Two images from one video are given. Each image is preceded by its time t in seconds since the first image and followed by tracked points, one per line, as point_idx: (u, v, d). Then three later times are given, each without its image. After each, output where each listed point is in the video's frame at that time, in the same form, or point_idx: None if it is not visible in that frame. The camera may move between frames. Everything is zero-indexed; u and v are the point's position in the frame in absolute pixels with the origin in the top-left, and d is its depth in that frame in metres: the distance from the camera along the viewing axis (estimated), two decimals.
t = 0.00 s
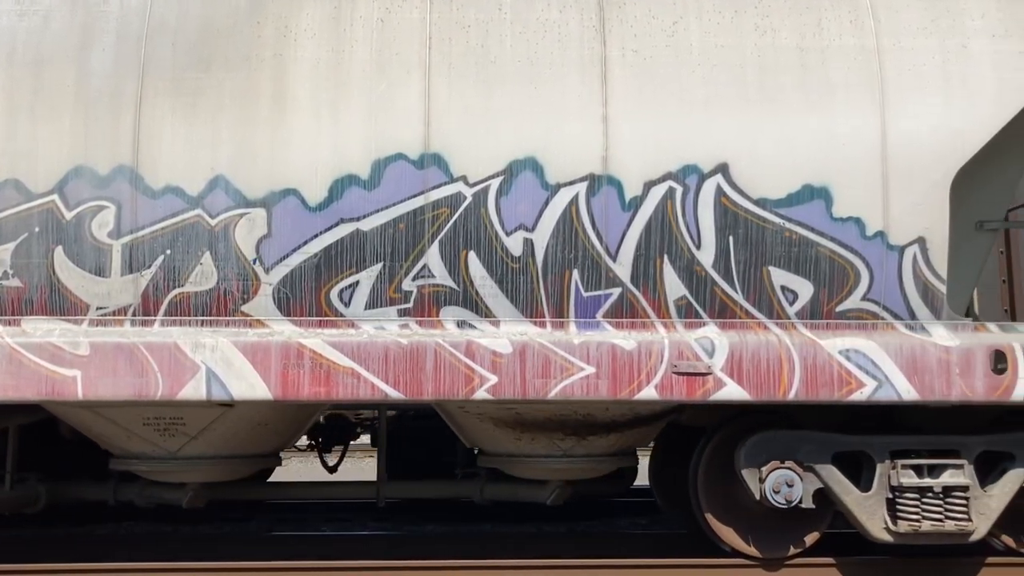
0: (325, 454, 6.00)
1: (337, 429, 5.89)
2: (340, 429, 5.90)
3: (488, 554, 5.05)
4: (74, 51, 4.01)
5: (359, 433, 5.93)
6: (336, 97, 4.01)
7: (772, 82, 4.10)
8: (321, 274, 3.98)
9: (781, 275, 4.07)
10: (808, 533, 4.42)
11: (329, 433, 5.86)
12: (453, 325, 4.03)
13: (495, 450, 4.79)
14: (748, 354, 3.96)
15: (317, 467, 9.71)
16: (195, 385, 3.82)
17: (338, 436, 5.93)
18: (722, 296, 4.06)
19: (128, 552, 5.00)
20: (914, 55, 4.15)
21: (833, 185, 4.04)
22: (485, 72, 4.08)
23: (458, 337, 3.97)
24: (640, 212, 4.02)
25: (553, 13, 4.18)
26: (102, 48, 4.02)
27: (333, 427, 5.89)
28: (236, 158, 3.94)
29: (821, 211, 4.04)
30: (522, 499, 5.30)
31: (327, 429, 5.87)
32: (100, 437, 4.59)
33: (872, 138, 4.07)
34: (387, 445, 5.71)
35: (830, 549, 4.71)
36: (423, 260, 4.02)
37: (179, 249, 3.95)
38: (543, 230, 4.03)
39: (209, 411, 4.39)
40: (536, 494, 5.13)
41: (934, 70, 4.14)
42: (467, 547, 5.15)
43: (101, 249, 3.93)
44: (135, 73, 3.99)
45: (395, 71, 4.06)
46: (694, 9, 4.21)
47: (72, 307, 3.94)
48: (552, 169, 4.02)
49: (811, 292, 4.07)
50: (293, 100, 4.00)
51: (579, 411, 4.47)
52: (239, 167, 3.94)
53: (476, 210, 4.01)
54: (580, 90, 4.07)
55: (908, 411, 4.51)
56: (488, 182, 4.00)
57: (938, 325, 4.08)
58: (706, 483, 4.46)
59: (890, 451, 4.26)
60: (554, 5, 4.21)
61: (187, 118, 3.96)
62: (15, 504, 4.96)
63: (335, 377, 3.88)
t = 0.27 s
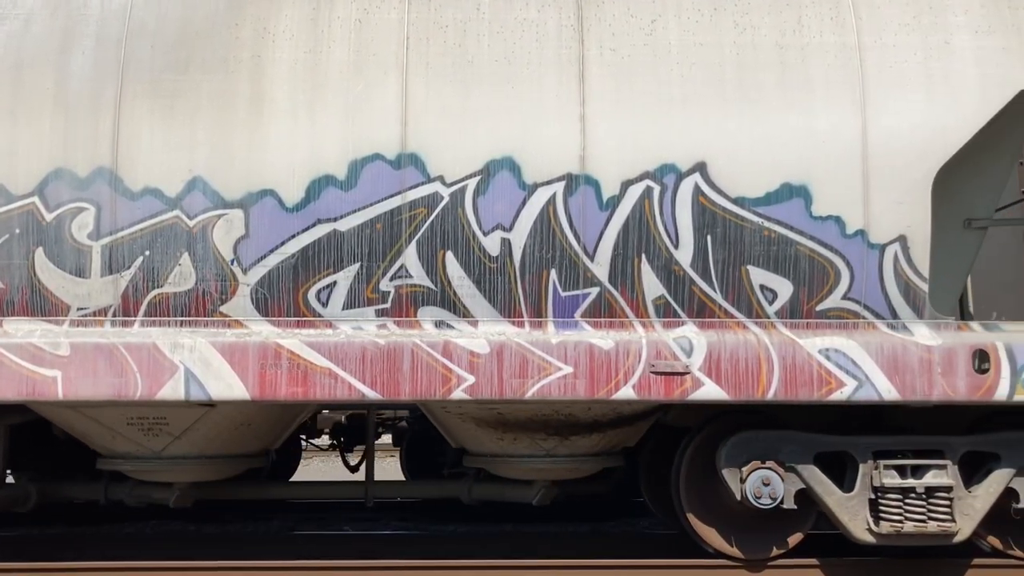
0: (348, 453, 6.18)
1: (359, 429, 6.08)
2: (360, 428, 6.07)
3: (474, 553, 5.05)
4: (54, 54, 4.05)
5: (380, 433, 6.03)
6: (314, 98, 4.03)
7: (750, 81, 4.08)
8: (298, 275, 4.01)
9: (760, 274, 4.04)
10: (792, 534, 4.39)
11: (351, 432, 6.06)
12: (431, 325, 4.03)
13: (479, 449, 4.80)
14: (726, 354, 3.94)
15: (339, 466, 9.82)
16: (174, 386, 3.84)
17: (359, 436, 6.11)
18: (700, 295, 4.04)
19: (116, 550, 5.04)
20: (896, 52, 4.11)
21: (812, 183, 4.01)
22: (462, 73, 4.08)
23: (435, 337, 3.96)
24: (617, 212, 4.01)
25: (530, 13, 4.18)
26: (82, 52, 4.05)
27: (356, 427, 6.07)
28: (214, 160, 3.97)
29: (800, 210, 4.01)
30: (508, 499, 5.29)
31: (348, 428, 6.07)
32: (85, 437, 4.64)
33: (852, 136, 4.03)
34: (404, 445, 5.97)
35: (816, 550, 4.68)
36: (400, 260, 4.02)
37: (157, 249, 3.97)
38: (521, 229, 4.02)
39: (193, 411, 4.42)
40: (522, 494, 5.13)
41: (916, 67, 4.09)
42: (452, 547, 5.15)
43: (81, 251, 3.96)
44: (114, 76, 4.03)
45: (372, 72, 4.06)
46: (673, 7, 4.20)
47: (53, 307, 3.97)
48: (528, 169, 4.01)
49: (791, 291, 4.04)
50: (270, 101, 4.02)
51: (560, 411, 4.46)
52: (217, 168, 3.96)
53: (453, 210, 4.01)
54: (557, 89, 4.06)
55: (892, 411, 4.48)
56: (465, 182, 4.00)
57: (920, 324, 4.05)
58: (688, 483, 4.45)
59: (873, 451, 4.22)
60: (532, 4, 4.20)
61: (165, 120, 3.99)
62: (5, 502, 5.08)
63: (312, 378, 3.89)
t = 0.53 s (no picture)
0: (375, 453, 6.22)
1: (388, 430, 6.04)
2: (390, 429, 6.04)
3: (466, 553, 5.06)
4: (45, 59, 4.11)
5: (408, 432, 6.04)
6: (299, 100, 4.06)
7: (736, 79, 4.05)
8: (284, 275, 4.04)
9: (745, 273, 4.02)
10: (782, 534, 4.37)
11: (380, 434, 6.03)
12: (416, 325, 4.04)
13: (469, 449, 4.81)
14: (711, 354, 3.92)
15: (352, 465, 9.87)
16: (161, 386, 3.88)
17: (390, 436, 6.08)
18: (685, 294, 4.03)
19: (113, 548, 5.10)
20: (883, 48, 4.07)
21: (798, 181, 3.98)
22: (446, 73, 4.09)
23: (420, 337, 3.97)
24: (601, 211, 4.00)
25: (515, 13, 4.18)
26: (71, 56, 4.11)
27: (383, 429, 6.04)
28: (200, 162, 4.01)
29: (786, 208, 3.98)
30: (503, 499, 5.30)
31: (377, 429, 6.04)
32: (81, 436, 4.70)
33: (839, 134, 3.99)
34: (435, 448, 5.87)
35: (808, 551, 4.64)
36: (385, 261, 4.04)
37: (145, 251, 4.01)
38: (505, 229, 4.02)
39: (184, 411, 4.47)
40: (515, 493, 5.14)
41: (904, 64, 4.05)
42: (445, 546, 5.16)
43: (71, 252, 4.01)
44: (102, 80, 4.08)
45: (357, 74, 4.09)
46: (658, 6, 4.18)
47: (44, 309, 4.03)
48: (512, 169, 4.01)
49: (777, 289, 4.01)
50: (256, 104, 4.05)
51: (548, 411, 4.46)
52: (204, 170, 4.00)
53: (437, 210, 4.02)
54: (541, 89, 4.06)
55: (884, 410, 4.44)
56: (449, 182, 4.01)
57: (909, 324, 4.00)
58: (677, 483, 4.43)
59: (863, 451, 4.18)
60: (517, 4, 4.21)
61: (153, 123, 4.04)
62: (5, 501, 5.13)
63: (297, 378, 3.91)
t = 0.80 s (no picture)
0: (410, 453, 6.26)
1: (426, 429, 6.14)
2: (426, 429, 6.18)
3: (465, 553, 5.07)
4: (44, 65, 4.19)
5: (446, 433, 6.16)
6: (291, 103, 4.09)
7: (727, 76, 4.03)
8: (278, 276, 4.08)
9: (737, 272, 3.99)
10: (778, 534, 4.34)
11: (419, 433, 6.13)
12: (409, 325, 4.05)
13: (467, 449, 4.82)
14: (703, 354, 3.86)
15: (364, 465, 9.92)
16: (157, 386, 3.91)
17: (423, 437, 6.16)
18: (677, 293, 4.01)
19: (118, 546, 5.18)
20: (878, 44, 4.03)
21: (790, 179, 3.95)
22: (437, 74, 4.10)
23: (412, 337, 3.98)
24: (592, 211, 4.00)
25: (506, 13, 4.19)
26: (70, 62, 4.18)
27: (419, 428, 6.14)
28: (195, 164, 4.06)
29: (778, 206, 3.95)
30: (503, 498, 5.30)
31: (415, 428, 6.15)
32: (85, 435, 4.78)
33: (832, 131, 3.96)
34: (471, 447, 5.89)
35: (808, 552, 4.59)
36: (377, 261, 4.07)
37: (142, 253, 4.07)
38: (495, 228, 4.03)
39: (184, 411, 4.53)
40: (514, 493, 5.14)
41: (899, 59, 4.00)
42: (445, 545, 5.17)
43: (69, 255, 4.08)
44: (100, 85, 4.15)
45: (349, 76, 4.12)
46: (649, 4, 4.17)
47: (44, 310, 4.10)
48: (502, 169, 4.02)
49: (770, 288, 3.98)
50: (250, 107, 4.10)
51: (543, 411, 4.47)
52: (198, 173, 4.06)
53: (428, 210, 4.04)
54: (531, 89, 4.07)
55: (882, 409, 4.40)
56: (440, 183, 4.03)
57: (905, 323, 3.95)
58: (673, 483, 4.41)
59: (859, 452, 4.13)
60: (508, 4, 4.21)
61: (149, 127, 4.09)
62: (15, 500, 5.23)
63: (290, 377, 3.92)
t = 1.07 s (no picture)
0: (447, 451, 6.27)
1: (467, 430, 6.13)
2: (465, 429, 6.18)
3: (471, 551, 5.09)
4: (53, 71, 4.28)
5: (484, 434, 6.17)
6: (292, 106, 4.14)
7: (725, 74, 4.00)
8: (279, 277, 4.13)
9: (736, 270, 3.97)
10: (781, 535, 4.32)
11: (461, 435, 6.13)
12: (407, 325, 4.08)
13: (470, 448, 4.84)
14: (701, 353, 3.85)
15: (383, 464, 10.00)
16: (162, 385, 3.98)
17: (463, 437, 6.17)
18: (675, 292, 3.99)
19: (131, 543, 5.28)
20: (879, 39, 3.98)
21: (789, 177, 3.91)
22: (435, 75, 4.13)
23: (411, 337, 4.00)
24: (589, 210, 3.99)
25: (503, 13, 4.20)
26: (77, 69, 4.28)
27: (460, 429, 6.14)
28: (197, 167, 4.13)
29: (776, 204, 3.92)
30: (510, 497, 5.32)
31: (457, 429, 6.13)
32: (97, 434, 4.88)
33: (831, 128, 3.92)
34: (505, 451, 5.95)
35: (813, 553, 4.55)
36: (376, 262, 4.10)
37: (146, 255, 4.14)
38: (492, 228, 4.04)
39: (191, 410, 4.60)
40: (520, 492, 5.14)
41: (900, 54, 3.95)
42: (451, 544, 5.20)
43: (76, 257, 4.16)
44: (105, 91, 4.23)
45: (348, 78, 4.16)
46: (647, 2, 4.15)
47: (53, 311, 4.19)
48: (499, 169, 4.03)
49: (769, 287, 3.95)
50: (251, 110, 4.15)
51: (545, 410, 4.47)
52: (200, 175, 4.12)
53: (426, 211, 4.06)
54: (528, 89, 4.07)
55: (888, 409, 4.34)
56: (437, 183, 4.05)
57: (907, 321, 3.90)
58: (675, 483, 4.39)
59: (862, 451, 4.08)
60: (506, 5, 4.22)
61: (153, 131, 4.17)
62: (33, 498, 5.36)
63: (291, 377, 3.97)
